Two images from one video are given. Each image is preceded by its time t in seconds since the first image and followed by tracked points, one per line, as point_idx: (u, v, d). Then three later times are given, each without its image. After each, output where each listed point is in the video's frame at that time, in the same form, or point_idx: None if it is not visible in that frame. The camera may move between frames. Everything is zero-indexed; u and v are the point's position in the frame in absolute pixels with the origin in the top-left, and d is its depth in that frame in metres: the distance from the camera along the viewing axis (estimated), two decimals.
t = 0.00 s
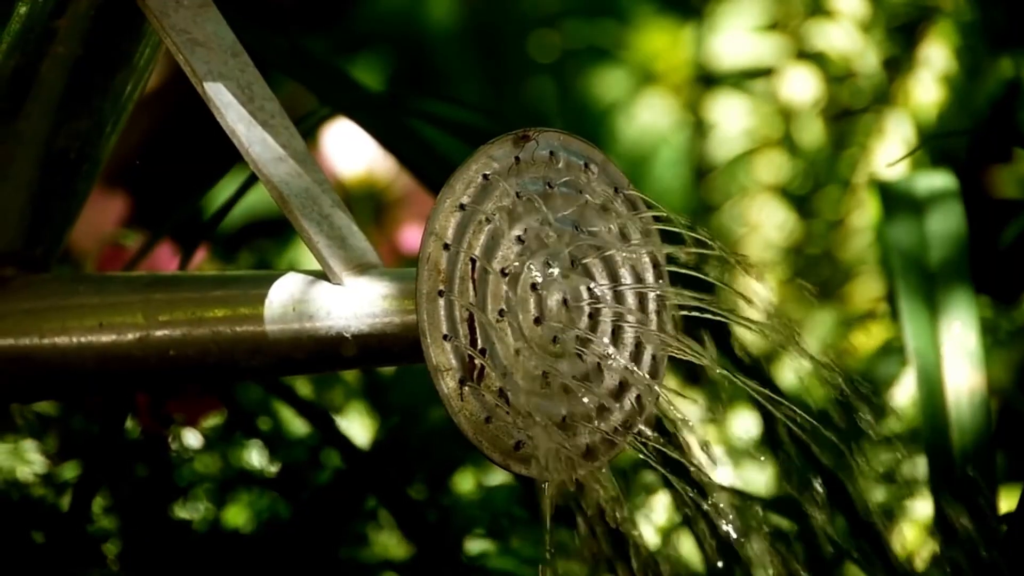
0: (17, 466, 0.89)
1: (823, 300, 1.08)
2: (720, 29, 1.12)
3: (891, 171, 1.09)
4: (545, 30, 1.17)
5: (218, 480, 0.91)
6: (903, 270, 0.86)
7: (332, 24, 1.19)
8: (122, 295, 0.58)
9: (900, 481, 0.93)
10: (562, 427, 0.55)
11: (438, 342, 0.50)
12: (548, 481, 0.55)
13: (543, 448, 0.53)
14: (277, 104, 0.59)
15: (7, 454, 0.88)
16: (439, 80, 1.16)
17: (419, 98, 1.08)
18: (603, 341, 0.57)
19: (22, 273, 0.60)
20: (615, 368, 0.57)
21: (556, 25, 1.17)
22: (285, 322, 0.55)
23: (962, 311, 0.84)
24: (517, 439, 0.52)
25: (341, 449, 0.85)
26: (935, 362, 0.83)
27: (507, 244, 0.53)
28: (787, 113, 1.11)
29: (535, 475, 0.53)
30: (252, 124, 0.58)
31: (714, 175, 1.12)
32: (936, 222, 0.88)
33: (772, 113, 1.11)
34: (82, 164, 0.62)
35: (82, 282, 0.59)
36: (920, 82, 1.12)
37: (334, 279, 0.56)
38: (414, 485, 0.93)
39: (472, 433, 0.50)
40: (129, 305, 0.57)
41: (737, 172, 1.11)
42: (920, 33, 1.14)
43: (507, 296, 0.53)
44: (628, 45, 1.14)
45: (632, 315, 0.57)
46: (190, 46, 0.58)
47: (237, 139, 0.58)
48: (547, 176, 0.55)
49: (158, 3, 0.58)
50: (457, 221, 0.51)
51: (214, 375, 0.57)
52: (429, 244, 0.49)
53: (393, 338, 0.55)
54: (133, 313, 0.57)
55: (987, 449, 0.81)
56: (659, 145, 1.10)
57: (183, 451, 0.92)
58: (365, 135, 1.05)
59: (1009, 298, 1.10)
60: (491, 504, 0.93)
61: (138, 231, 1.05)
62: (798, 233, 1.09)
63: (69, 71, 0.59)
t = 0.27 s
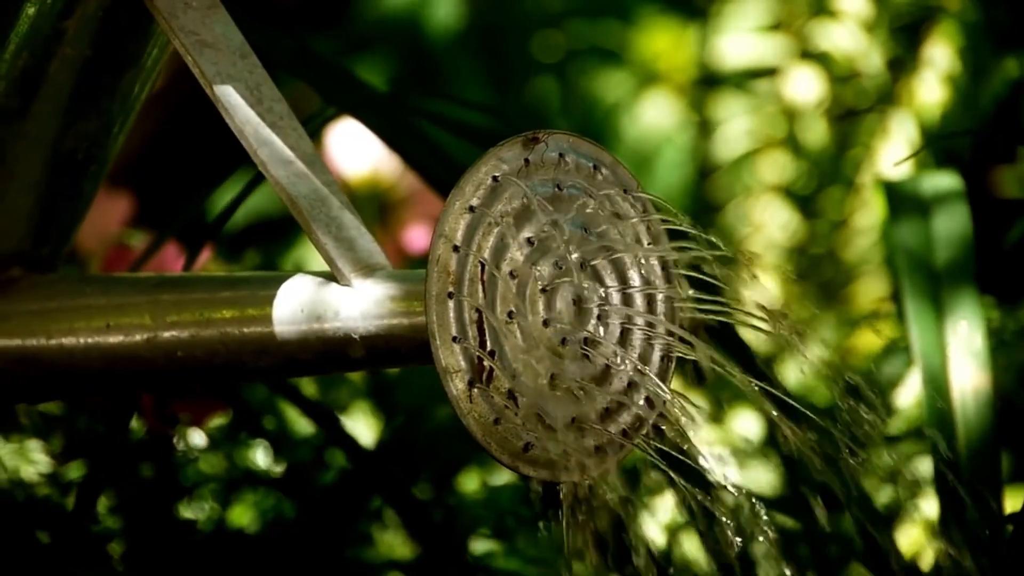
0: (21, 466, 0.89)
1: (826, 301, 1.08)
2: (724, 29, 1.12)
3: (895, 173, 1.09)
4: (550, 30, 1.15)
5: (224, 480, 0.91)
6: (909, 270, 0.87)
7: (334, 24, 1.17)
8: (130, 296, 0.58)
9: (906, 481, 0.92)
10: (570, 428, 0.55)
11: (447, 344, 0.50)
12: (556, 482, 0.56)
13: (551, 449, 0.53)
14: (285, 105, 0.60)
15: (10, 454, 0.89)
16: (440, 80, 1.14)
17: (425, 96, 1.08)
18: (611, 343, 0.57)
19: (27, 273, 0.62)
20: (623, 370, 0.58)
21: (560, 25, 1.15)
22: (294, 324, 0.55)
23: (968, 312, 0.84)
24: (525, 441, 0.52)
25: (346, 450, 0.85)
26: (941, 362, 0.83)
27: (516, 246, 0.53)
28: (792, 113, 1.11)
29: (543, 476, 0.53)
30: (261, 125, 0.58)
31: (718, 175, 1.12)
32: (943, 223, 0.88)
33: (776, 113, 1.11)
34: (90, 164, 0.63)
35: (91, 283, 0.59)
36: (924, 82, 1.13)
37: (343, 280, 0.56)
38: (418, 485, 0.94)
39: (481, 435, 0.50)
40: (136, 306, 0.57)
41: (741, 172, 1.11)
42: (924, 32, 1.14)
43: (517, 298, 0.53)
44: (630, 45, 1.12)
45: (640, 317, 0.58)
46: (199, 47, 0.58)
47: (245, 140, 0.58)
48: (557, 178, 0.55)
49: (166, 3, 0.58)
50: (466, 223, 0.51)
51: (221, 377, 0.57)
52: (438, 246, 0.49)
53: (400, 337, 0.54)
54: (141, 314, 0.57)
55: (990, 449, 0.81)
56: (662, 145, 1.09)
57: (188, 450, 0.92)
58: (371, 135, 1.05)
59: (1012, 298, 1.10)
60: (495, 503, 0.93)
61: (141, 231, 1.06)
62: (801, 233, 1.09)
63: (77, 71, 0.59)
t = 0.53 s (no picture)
0: (25, 466, 0.89)
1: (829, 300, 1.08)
2: (726, 29, 1.12)
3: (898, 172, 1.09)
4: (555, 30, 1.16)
5: (225, 480, 0.91)
6: (913, 269, 0.87)
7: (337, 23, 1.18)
8: (132, 297, 0.58)
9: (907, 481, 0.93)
10: (571, 432, 0.55)
11: (447, 348, 0.50)
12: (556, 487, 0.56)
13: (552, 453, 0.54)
14: (288, 108, 0.60)
15: (13, 454, 0.88)
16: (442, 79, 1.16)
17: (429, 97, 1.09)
18: (612, 347, 0.57)
19: (30, 273, 0.61)
20: (624, 374, 0.58)
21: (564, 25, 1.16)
22: (297, 327, 0.55)
23: (971, 311, 0.84)
24: (525, 446, 0.53)
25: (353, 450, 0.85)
26: (945, 362, 0.83)
27: (516, 250, 0.53)
28: (794, 113, 1.11)
29: (543, 480, 0.53)
30: (263, 128, 0.58)
31: (720, 175, 1.12)
32: (947, 222, 0.89)
33: (779, 113, 1.11)
34: (92, 165, 0.64)
35: (94, 284, 0.59)
36: (926, 82, 1.13)
37: (344, 284, 0.56)
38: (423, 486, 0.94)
39: (480, 439, 0.50)
40: (138, 308, 0.57)
41: (744, 172, 1.11)
42: (927, 32, 1.15)
43: (517, 302, 0.53)
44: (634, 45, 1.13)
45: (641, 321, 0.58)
46: (201, 49, 0.58)
47: (247, 143, 0.58)
48: (558, 182, 0.55)
49: (169, 6, 0.58)
50: (466, 226, 0.51)
51: (224, 379, 0.58)
52: (438, 250, 0.50)
53: (402, 340, 0.54)
54: (143, 315, 0.57)
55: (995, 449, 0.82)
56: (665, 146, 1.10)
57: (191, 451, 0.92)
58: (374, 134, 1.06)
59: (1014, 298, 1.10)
60: (500, 502, 0.93)
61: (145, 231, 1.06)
62: (804, 233, 1.09)
63: (80, 72, 0.60)
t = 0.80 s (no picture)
0: (29, 466, 0.90)
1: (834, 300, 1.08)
2: (730, 29, 1.13)
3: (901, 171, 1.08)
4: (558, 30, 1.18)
5: (228, 480, 0.91)
6: (917, 268, 0.86)
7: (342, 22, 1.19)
8: (136, 301, 0.58)
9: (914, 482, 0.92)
10: (574, 440, 0.55)
11: (449, 355, 0.50)
12: (559, 494, 0.56)
13: (555, 460, 0.54)
14: (293, 112, 0.60)
15: (16, 454, 0.89)
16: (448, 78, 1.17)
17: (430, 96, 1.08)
18: (616, 354, 0.57)
19: (37, 276, 0.62)
20: (627, 382, 0.58)
21: (568, 25, 1.17)
22: (301, 332, 0.56)
23: (976, 310, 0.84)
24: (527, 453, 0.53)
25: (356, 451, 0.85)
26: (950, 357, 0.83)
27: (519, 258, 0.53)
28: (797, 113, 1.11)
29: (545, 487, 0.54)
30: (268, 133, 0.59)
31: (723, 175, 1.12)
32: (952, 219, 0.88)
33: (782, 113, 1.11)
34: (99, 168, 0.64)
35: (100, 287, 0.59)
36: (929, 82, 1.12)
37: (349, 290, 0.56)
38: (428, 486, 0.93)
39: (482, 446, 0.51)
40: (143, 311, 0.58)
41: (746, 172, 1.11)
42: (931, 31, 1.14)
43: (520, 310, 0.53)
44: (637, 45, 1.15)
45: (644, 328, 0.58)
46: (206, 53, 0.58)
47: (253, 148, 0.58)
48: (562, 190, 0.55)
49: (176, 10, 0.58)
50: (469, 233, 0.51)
51: (228, 383, 0.58)
52: (441, 256, 0.50)
53: (405, 347, 0.54)
54: (148, 319, 0.57)
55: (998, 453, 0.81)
56: (667, 148, 1.13)
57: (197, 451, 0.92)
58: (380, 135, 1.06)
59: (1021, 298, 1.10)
60: (503, 502, 0.93)
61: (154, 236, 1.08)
62: (807, 233, 1.09)
63: (86, 76, 0.60)
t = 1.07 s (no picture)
0: (36, 466, 0.90)
1: (839, 300, 1.08)
2: (735, 30, 1.13)
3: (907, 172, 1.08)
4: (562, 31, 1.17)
5: (237, 480, 0.91)
6: (926, 268, 0.86)
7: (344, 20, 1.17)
8: (144, 301, 0.58)
9: (920, 481, 0.93)
10: (583, 438, 0.55)
11: (459, 352, 0.50)
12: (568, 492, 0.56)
13: (565, 458, 0.54)
14: (303, 112, 0.60)
15: (23, 454, 0.90)
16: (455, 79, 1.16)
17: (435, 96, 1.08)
18: (625, 353, 0.57)
19: (47, 276, 0.62)
20: (636, 380, 0.57)
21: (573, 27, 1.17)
22: (309, 331, 0.55)
23: (984, 310, 0.85)
24: (537, 450, 0.53)
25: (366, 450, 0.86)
26: (958, 358, 0.83)
27: (528, 255, 0.53)
28: (803, 113, 1.11)
29: (554, 485, 0.54)
30: (278, 132, 0.59)
31: (728, 175, 1.12)
32: (959, 219, 0.89)
33: (787, 114, 1.11)
34: (107, 168, 0.64)
35: (109, 286, 0.60)
36: (934, 82, 1.12)
37: (358, 289, 0.56)
38: (436, 486, 0.94)
39: (492, 443, 0.51)
40: (151, 312, 0.58)
41: (750, 172, 1.11)
42: (936, 32, 1.15)
43: (529, 308, 0.53)
44: (644, 44, 1.15)
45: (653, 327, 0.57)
46: (216, 52, 0.58)
47: (263, 148, 0.58)
48: (571, 188, 0.55)
49: (185, 10, 0.58)
50: (479, 231, 0.51)
51: (237, 382, 0.58)
52: (451, 253, 0.50)
53: (415, 345, 0.54)
54: (158, 319, 0.57)
55: (1004, 452, 0.82)
56: (672, 147, 1.12)
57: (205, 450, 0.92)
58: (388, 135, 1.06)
59: None
60: (511, 502, 0.93)
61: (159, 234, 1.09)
62: (813, 233, 1.09)
63: (95, 76, 0.60)
